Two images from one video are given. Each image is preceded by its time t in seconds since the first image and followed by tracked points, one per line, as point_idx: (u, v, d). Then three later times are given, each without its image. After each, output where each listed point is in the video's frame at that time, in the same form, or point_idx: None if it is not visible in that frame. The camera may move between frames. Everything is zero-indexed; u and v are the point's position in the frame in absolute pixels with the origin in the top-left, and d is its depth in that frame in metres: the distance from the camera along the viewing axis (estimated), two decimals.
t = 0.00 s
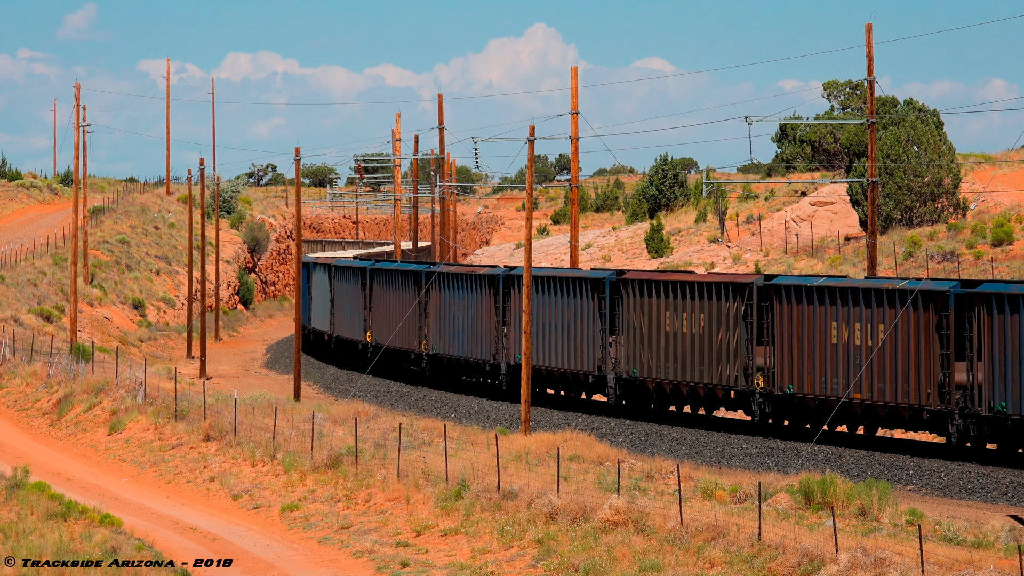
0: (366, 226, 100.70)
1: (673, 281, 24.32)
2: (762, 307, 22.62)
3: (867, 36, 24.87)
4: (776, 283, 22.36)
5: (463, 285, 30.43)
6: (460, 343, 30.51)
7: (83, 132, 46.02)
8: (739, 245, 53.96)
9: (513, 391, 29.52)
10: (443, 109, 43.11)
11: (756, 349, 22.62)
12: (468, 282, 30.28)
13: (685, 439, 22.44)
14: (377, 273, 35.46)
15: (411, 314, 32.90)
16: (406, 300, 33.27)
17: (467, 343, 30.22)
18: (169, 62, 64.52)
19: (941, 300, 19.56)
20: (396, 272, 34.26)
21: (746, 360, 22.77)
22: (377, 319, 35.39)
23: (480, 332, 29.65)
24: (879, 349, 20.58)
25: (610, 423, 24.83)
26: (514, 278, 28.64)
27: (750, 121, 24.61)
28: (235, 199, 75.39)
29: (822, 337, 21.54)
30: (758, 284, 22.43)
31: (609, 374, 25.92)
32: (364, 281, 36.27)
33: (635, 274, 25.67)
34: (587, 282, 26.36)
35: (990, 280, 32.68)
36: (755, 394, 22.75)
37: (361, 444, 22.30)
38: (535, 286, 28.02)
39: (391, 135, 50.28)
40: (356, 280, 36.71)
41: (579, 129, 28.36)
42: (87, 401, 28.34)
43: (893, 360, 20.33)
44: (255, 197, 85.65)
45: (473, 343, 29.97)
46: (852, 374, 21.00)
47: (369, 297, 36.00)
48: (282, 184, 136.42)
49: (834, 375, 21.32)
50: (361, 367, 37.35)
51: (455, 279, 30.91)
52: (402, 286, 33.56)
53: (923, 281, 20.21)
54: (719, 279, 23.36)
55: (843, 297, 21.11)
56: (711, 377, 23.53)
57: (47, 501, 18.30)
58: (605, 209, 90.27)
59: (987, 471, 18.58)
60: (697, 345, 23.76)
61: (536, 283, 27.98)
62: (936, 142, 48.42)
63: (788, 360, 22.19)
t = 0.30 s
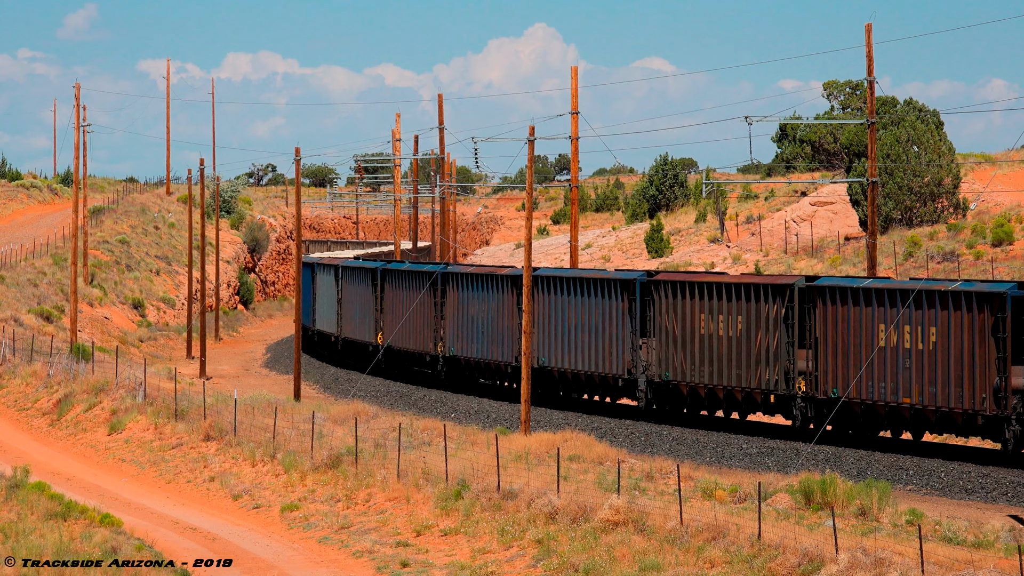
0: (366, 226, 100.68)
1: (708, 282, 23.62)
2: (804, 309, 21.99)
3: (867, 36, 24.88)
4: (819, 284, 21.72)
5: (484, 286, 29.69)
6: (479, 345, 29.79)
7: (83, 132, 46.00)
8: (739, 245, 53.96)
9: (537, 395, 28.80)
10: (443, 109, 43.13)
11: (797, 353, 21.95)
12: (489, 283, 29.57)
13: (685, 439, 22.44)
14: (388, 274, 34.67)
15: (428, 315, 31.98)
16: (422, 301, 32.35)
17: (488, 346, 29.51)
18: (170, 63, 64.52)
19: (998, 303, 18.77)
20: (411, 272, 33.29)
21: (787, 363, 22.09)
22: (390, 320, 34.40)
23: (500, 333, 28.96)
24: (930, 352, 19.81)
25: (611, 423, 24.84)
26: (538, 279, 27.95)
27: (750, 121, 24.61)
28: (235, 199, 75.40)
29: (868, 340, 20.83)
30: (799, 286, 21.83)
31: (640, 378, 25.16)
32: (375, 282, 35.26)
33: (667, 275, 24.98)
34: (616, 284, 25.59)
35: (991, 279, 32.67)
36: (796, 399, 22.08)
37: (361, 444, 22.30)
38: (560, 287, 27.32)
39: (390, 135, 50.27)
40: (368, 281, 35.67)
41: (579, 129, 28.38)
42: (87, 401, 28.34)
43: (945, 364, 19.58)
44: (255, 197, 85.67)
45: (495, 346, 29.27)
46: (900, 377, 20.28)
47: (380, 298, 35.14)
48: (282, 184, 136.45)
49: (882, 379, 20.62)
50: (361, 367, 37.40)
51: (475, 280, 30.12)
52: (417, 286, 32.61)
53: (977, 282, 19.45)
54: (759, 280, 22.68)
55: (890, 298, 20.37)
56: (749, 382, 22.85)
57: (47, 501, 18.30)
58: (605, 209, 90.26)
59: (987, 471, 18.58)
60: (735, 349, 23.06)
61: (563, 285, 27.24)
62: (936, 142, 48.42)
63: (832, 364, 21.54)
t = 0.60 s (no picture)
0: (366, 226, 100.71)
1: (745, 284, 22.81)
2: (848, 311, 21.16)
3: (867, 36, 24.87)
4: (864, 286, 20.89)
5: (505, 287, 28.87)
6: (500, 347, 29.03)
7: (83, 132, 46.01)
8: (739, 245, 53.96)
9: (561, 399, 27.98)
10: (443, 109, 43.13)
11: (842, 355, 21.18)
12: (509, 283, 28.74)
13: (685, 439, 22.44)
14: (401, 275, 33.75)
15: (444, 317, 31.08)
16: (437, 302, 31.48)
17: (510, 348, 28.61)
18: (169, 63, 64.42)
19: None
20: (426, 273, 32.40)
21: (831, 366, 21.36)
22: (403, 322, 33.47)
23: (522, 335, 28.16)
24: (986, 356, 19.10)
25: (611, 423, 24.83)
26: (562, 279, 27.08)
27: (750, 121, 24.58)
28: (235, 199, 75.42)
29: (917, 342, 19.98)
30: (844, 288, 21.05)
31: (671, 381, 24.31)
32: (387, 283, 34.35)
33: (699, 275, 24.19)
34: (647, 285, 24.72)
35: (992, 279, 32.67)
36: (840, 403, 21.30)
37: (361, 444, 22.30)
38: (586, 288, 26.42)
39: (390, 135, 50.26)
40: (379, 282, 34.72)
41: (578, 129, 28.36)
42: (87, 401, 28.34)
43: (1002, 367, 18.90)
44: (255, 197, 85.69)
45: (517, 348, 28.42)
46: (952, 381, 19.49)
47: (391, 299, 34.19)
48: (282, 184, 136.51)
49: (932, 384, 19.81)
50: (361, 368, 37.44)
51: (496, 281, 29.29)
52: (433, 287, 31.73)
53: None
54: (800, 281, 21.88)
55: (941, 299, 19.56)
56: (789, 386, 22.14)
57: (47, 501, 18.30)
58: (605, 209, 90.27)
59: (987, 471, 18.57)
60: (775, 351, 22.32)
61: (589, 286, 26.34)
62: (936, 142, 48.43)
63: (879, 367, 20.68)
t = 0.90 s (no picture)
0: (366, 226, 100.76)
1: (786, 285, 22.16)
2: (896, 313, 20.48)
3: (867, 36, 24.87)
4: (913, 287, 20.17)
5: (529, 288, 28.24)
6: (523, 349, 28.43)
7: (84, 132, 46.02)
8: (738, 245, 53.99)
9: (586, 403, 27.27)
10: (443, 109, 43.13)
11: (891, 359, 20.50)
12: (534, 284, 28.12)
13: (685, 440, 22.43)
14: (415, 276, 33.04)
15: (462, 319, 30.44)
16: (454, 303, 30.84)
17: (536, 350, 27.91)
18: (169, 63, 64.48)
19: None
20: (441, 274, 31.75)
21: (878, 370, 20.72)
22: (417, 323, 32.84)
23: (548, 338, 27.58)
24: None
25: (609, 423, 24.85)
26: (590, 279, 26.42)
27: (750, 121, 24.58)
28: (235, 199, 75.45)
29: (972, 346, 19.39)
30: (891, 289, 20.35)
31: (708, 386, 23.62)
32: (399, 283, 33.67)
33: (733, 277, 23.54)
34: (681, 286, 24.06)
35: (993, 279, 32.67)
36: (888, 408, 20.62)
37: (361, 443, 22.30)
38: (615, 289, 25.74)
39: (390, 136, 50.28)
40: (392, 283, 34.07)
41: (579, 129, 28.36)
42: (87, 401, 28.35)
43: None
44: (255, 197, 85.71)
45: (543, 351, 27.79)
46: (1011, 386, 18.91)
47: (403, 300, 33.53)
48: (282, 184, 136.64)
49: (988, 389, 19.20)
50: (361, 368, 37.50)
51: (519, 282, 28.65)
52: (449, 288, 31.11)
53: None
54: (846, 283, 21.25)
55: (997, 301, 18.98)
56: (834, 390, 21.44)
57: (47, 501, 18.31)
58: (605, 209, 90.31)
59: (987, 471, 18.58)
60: (818, 355, 21.65)
61: (618, 287, 25.67)
62: (936, 142, 48.47)
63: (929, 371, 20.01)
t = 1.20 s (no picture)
0: (366, 226, 100.77)
1: (829, 287, 21.29)
2: (947, 316, 19.51)
3: (867, 36, 24.87)
4: (966, 289, 19.16)
5: (556, 290, 27.55)
6: (548, 352, 27.74)
7: (84, 132, 46.06)
8: (739, 245, 53.99)
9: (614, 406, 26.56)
10: (443, 109, 43.14)
11: (942, 363, 19.54)
12: (559, 286, 27.45)
13: (685, 439, 22.42)
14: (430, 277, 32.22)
15: (480, 321, 29.67)
16: (472, 305, 30.07)
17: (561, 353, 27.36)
18: (169, 63, 64.54)
19: None
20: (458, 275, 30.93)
21: (927, 374, 19.74)
22: (433, 326, 32.10)
23: (574, 341, 26.90)
24: None
25: (611, 423, 24.84)
26: (619, 281, 25.68)
27: (751, 121, 24.56)
28: (235, 199, 75.45)
29: None
30: (942, 291, 19.35)
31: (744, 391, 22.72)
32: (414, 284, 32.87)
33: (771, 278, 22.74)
34: (716, 288, 23.21)
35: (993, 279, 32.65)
36: (940, 414, 19.60)
37: (361, 444, 22.30)
38: (645, 291, 24.96)
39: (390, 136, 50.27)
40: (405, 284, 33.30)
41: (579, 129, 28.36)
42: (87, 401, 28.34)
43: None
44: (255, 197, 85.79)
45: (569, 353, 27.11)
46: None
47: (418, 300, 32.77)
48: (282, 184, 136.68)
49: None
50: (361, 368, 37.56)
51: (544, 283, 27.95)
52: (467, 290, 30.34)
53: None
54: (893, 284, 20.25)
55: None
56: (882, 395, 20.50)
57: (47, 501, 18.31)
58: (605, 209, 90.32)
59: (987, 471, 18.59)
60: (864, 359, 20.72)
61: (649, 289, 24.87)
62: (936, 142, 48.47)
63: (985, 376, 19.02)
